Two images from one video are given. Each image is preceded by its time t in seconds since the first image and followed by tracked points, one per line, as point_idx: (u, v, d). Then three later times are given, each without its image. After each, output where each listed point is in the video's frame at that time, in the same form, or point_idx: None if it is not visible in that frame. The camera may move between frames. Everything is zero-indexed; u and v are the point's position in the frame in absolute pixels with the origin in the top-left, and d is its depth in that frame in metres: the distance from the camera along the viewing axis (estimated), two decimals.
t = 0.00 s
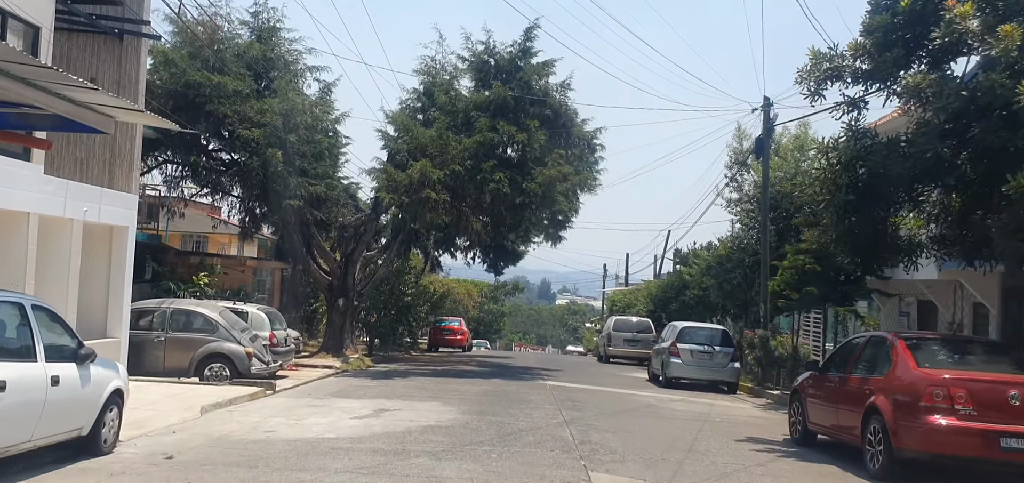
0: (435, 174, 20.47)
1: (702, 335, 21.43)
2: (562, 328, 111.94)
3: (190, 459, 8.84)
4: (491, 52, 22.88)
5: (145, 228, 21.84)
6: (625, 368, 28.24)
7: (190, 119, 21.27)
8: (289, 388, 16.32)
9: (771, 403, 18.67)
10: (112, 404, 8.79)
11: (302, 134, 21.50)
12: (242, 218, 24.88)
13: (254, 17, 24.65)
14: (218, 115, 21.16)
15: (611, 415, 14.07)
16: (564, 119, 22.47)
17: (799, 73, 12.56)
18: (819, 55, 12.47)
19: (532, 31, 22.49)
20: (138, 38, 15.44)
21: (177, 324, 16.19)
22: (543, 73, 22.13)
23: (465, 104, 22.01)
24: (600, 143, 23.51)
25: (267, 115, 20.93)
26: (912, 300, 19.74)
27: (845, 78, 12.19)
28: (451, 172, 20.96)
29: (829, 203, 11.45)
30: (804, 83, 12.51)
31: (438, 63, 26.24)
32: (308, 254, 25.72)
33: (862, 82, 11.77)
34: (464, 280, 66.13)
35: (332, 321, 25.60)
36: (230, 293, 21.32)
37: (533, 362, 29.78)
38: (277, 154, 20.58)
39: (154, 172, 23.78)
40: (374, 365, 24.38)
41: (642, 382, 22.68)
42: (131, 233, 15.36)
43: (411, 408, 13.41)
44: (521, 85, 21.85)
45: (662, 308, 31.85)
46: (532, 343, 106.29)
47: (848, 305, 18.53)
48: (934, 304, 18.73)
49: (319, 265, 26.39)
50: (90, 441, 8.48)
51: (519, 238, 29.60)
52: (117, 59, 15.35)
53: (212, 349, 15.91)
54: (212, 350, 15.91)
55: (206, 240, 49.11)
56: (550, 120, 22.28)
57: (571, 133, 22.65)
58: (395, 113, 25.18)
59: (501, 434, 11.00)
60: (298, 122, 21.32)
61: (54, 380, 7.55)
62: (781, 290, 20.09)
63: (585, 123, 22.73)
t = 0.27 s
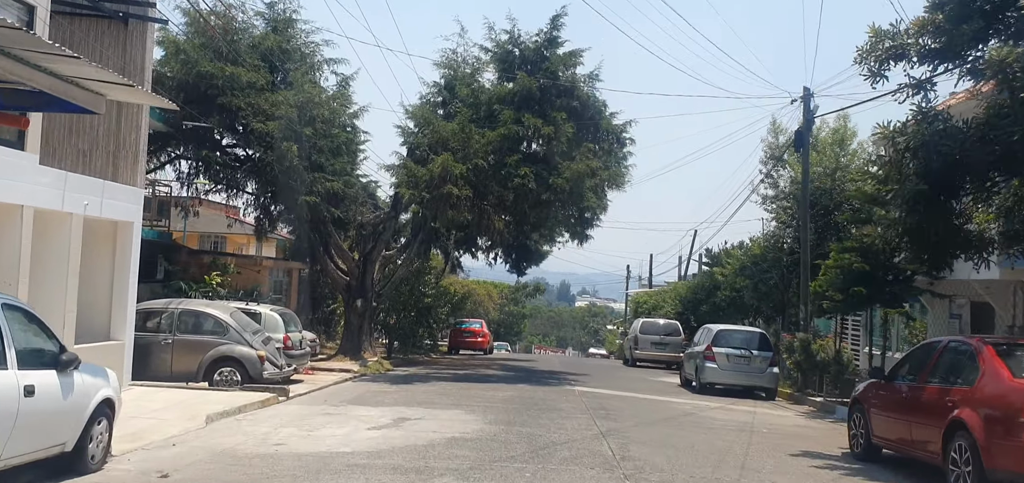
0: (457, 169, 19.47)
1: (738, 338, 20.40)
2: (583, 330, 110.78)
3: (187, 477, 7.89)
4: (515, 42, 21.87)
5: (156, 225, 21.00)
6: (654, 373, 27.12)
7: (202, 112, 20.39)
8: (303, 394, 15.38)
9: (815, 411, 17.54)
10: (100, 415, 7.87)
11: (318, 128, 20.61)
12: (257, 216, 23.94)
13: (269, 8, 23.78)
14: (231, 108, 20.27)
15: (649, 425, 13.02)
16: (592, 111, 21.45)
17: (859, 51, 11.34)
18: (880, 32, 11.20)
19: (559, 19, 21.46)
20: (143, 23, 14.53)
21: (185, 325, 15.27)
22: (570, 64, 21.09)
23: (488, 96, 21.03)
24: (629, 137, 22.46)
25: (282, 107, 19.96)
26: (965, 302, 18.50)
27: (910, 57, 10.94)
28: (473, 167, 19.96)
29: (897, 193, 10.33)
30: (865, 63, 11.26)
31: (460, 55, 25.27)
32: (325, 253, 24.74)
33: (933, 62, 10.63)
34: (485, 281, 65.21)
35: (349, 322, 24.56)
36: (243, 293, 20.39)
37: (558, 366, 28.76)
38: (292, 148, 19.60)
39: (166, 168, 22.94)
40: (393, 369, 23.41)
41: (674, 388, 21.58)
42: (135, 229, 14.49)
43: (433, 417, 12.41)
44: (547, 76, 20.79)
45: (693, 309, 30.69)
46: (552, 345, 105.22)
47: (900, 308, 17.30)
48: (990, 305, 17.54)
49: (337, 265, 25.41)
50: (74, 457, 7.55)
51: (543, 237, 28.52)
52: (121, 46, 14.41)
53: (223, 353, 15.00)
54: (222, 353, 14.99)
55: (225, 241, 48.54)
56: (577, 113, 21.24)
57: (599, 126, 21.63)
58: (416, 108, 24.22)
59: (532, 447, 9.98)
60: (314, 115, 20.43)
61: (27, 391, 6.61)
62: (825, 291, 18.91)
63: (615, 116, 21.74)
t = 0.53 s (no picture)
0: (475, 162, 18.47)
1: (772, 342, 19.36)
2: (598, 333, 109.65)
3: None
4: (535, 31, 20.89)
5: (161, 223, 20.11)
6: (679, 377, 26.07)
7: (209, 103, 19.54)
8: (313, 401, 14.44)
9: (856, 420, 16.45)
10: (77, 431, 6.94)
11: (329, 121, 19.70)
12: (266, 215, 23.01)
13: None
14: (239, 100, 19.46)
15: (685, 438, 11.99)
16: (616, 103, 20.45)
17: (920, 26, 10.19)
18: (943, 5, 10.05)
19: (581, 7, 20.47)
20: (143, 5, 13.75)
21: (185, 327, 14.31)
22: (593, 53, 20.10)
23: (507, 87, 20.05)
24: (654, 132, 21.45)
25: (292, 99, 19.05)
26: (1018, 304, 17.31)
27: (979, 32, 9.81)
28: (492, 161, 18.99)
29: (971, 182, 9.24)
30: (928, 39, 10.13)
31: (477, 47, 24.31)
32: (337, 251, 23.69)
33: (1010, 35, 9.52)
34: (500, 283, 64.26)
35: (362, 324, 23.45)
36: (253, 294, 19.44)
37: (579, 370, 27.77)
38: (301, 141, 18.67)
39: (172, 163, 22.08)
40: (408, 373, 22.45)
41: (703, 395, 20.52)
42: (132, 225, 13.60)
43: (452, 428, 11.43)
44: (569, 66, 19.82)
45: (718, 311, 29.61)
46: (568, 347, 104.17)
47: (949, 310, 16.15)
48: None
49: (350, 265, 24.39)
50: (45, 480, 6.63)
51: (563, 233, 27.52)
52: (120, 28, 13.57)
53: (227, 356, 14.07)
54: (226, 358, 14.03)
55: (237, 241, 47.91)
56: (601, 105, 20.22)
57: (623, 119, 20.64)
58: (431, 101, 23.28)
59: (563, 465, 8.97)
60: (325, 107, 19.56)
61: None
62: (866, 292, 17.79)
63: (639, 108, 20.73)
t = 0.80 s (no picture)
0: (490, 152, 17.51)
1: (803, 342, 18.35)
2: (610, 332, 108.58)
3: None
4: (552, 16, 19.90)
5: (161, 217, 19.23)
6: (700, 379, 25.06)
7: (211, 91, 18.65)
8: (318, 406, 13.50)
9: (895, 426, 15.43)
10: (36, 447, 6.00)
11: (337, 109, 18.79)
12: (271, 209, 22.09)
13: None
14: (242, 88, 18.57)
15: (721, 447, 11.02)
16: (637, 91, 19.46)
17: None
18: None
19: None
20: None
21: (181, 326, 13.39)
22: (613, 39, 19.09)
23: (523, 75, 19.06)
24: (677, 122, 20.46)
25: (297, 86, 18.13)
26: None
27: None
28: (507, 152, 18.04)
29: None
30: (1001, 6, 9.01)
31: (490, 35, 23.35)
32: (345, 247, 22.71)
33: None
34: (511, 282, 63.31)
35: (371, 323, 22.45)
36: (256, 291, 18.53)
37: (596, 371, 26.79)
38: (307, 130, 17.77)
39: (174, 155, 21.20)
40: (419, 374, 21.50)
41: (729, 398, 19.53)
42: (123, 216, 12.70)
43: (468, 437, 10.47)
44: (588, 52, 18.85)
45: (741, 310, 28.56)
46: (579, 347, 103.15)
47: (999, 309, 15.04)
48: None
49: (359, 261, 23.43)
50: None
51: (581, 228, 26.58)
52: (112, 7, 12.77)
53: (226, 357, 13.14)
54: (224, 359, 13.11)
55: (246, 238, 47.15)
56: (621, 92, 19.23)
57: (644, 108, 19.65)
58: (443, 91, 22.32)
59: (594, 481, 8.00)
60: (332, 95, 18.66)
61: None
62: (905, 290, 16.73)
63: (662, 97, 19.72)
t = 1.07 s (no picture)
0: (500, 143, 16.55)
1: (832, 346, 17.37)
2: (616, 334, 107.60)
3: None
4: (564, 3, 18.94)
5: (154, 214, 18.31)
6: (717, 384, 24.05)
7: (206, 81, 17.71)
8: (316, 415, 12.54)
9: (934, 435, 14.45)
10: None
11: (339, 99, 17.84)
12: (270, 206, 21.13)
13: None
14: (238, 77, 17.63)
15: (756, 461, 10.06)
16: (655, 80, 18.48)
17: None
18: None
19: None
20: None
21: (170, 329, 12.43)
22: (632, 25, 17.99)
23: (535, 63, 18.06)
24: (696, 114, 19.49)
25: (297, 75, 17.18)
26: None
27: None
28: (518, 145, 17.09)
29: None
30: None
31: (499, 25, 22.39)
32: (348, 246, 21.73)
33: None
34: (518, 282, 62.40)
35: (375, 325, 21.46)
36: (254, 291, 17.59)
37: (608, 375, 25.83)
38: (307, 121, 16.86)
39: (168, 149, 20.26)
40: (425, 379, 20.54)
41: (751, 404, 18.54)
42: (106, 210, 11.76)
43: (480, 452, 9.51)
44: (603, 40, 17.88)
45: (758, 312, 27.53)
46: (585, 349, 102.18)
47: None
48: None
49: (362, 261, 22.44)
50: None
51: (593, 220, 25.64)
52: None
53: (217, 362, 12.18)
54: (216, 364, 12.16)
55: (248, 239, 46.26)
56: (638, 82, 18.27)
57: (662, 100, 18.69)
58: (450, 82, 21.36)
59: None
60: (333, 85, 17.73)
61: None
62: (942, 290, 15.75)
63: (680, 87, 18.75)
